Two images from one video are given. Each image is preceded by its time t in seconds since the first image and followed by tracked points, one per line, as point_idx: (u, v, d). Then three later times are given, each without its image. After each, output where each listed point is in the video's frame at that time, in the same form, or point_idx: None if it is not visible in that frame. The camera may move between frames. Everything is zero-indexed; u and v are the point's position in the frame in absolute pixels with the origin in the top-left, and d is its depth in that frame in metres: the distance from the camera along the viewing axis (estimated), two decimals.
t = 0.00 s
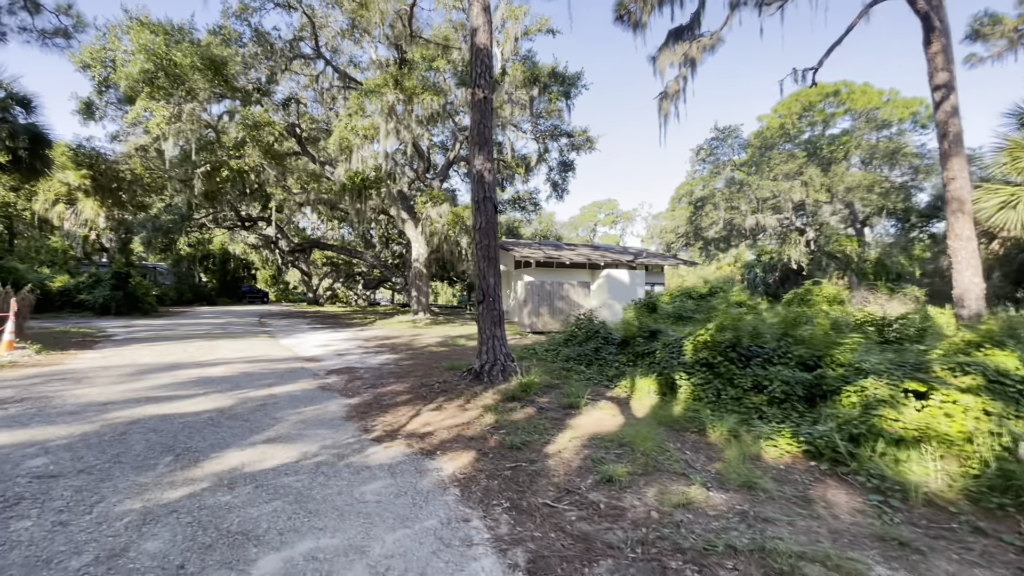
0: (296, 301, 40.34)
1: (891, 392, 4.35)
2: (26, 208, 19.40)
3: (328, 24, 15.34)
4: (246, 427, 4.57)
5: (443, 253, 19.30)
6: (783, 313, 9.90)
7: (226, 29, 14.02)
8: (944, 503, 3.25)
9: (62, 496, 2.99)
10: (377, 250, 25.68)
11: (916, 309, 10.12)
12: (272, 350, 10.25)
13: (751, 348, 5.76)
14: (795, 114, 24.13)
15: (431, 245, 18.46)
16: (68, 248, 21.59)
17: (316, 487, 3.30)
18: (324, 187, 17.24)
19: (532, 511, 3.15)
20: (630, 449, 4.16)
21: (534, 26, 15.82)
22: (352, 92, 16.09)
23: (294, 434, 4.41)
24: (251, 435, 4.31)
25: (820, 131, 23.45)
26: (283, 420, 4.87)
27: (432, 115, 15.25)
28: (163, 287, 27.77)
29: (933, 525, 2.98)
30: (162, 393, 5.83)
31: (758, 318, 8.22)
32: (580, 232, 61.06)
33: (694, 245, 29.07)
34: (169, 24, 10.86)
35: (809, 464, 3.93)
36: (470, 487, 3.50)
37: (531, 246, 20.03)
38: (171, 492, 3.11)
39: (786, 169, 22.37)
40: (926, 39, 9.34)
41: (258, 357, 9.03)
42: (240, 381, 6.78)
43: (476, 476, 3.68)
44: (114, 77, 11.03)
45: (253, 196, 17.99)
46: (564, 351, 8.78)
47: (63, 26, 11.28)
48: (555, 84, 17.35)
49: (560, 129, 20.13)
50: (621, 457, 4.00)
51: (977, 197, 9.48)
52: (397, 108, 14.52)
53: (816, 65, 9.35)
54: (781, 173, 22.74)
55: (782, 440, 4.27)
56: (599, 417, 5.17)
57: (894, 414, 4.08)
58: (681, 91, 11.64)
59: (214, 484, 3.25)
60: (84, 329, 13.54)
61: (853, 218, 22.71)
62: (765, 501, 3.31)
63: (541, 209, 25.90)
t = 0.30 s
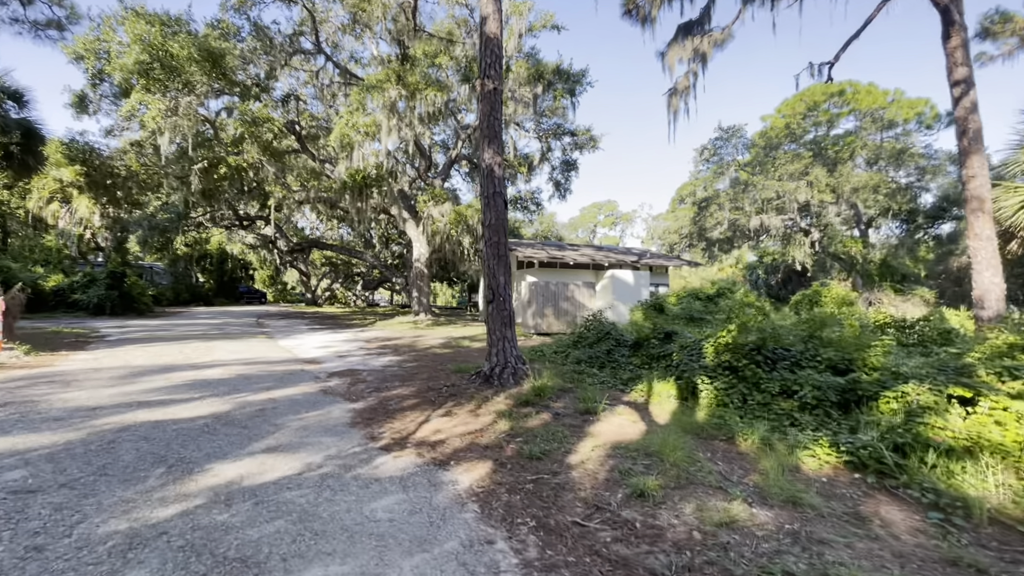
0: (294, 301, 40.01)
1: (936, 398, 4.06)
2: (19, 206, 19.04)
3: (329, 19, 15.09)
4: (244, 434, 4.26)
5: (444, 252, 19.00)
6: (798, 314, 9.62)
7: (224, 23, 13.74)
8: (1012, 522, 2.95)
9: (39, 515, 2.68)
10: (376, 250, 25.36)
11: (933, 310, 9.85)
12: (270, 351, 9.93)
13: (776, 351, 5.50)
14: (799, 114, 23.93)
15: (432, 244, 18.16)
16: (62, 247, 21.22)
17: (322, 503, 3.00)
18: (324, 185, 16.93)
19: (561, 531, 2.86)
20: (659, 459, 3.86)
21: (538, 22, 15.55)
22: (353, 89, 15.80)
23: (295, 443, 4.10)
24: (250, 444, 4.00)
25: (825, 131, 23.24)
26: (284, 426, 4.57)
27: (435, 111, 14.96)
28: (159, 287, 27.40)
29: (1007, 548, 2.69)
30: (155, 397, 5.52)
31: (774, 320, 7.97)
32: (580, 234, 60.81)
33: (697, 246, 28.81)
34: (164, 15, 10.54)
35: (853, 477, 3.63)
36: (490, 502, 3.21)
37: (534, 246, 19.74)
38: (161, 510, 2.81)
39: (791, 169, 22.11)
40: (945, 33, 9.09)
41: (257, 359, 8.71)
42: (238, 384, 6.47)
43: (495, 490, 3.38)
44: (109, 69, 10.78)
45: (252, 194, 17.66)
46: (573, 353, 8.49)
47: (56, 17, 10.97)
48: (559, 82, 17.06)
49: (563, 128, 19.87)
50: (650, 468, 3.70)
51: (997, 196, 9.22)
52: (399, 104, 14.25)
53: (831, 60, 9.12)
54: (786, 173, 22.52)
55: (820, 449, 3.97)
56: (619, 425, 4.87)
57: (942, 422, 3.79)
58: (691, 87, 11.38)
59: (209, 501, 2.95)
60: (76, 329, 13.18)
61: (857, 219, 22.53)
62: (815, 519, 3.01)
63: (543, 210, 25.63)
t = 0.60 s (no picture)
0: (287, 299, 39.52)
1: (979, 408, 3.81)
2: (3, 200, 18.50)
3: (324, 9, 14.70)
4: (236, 447, 3.94)
5: (441, 249, 18.67)
6: (807, 314, 9.40)
7: (216, 13, 13.32)
8: None
9: None
10: (372, 247, 24.95)
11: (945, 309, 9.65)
12: (263, 352, 9.57)
13: (799, 355, 5.26)
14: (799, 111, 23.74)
15: (429, 241, 17.81)
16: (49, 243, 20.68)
17: (323, 532, 2.69)
18: (318, 180, 16.53)
19: (590, 563, 2.56)
20: (687, 475, 3.58)
21: (539, 14, 15.20)
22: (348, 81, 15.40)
23: (292, 457, 3.78)
24: (243, 459, 3.68)
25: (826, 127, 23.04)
26: (279, 438, 4.24)
27: (434, 105, 14.58)
28: (150, 284, 26.88)
29: None
30: (141, 404, 5.17)
31: (786, 320, 7.73)
32: (576, 231, 60.53)
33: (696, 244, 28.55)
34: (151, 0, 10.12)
35: (897, 494, 3.37)
36: (507, 527, 2.91)
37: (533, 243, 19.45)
38: (142, 542, 2.49)
39: (793, 166, 21.88)
40: (961, 25, 8.86)
41: (249, 360, 8.36)
42: (229, 389, 6.13)
43: (512, 512, 3.09)
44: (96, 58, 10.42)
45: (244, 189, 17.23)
46: (579, 354, 8.22)
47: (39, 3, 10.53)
48: (560, 76, 16.70)
49: (563, 123, 19.56)
50: (678, 485, 3.41)
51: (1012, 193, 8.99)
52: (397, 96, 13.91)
53: (845, 52, 8.87)
54: (787, 170, 22.32)
55: (855, 462, 3.72)
56: (636, 434, 4.60)
57: (989, 434, 3.54)
58: (698, 81, 11.09)
59: (196, 531, 2.63)
60: (62, 328, 12.77)
61: (857, 216, 22.40)
62: (868, 546, 2.74)
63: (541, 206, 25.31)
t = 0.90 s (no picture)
0: (282, 298, 39.08)
1: None
2: None
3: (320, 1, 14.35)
4: (224, 457, 3.60)
5: (439, 248, 18.35)
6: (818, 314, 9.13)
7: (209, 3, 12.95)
8: None
9: None
10: (368, 245, 24.57)
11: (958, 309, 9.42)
12: (256, 352, 9.20)
13: (824, 355, 4.96)
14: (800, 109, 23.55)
15: (427, 239, 17.47)
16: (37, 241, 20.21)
17: (320, 557, 2.37)
18: (314, 176, 16.15)
19: None
20: (718, 486, 3.28)
21: (540, 8, 14.90)
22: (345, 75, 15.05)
23: (285, 468, 3.45)
24: (231, 471, 3.35)
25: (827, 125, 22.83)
26: (272, 446, 3.91)
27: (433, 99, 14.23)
28: (142, 284, 26.39)
29: None
30: (123, 408, 4.82)
31: (800, 318, 7.46)
32: (573, 230, 60.30)
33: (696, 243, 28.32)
34: None
35: (950, 509, 3.08)
36: (526, 549, 2.60)
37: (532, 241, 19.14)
38: (112, 572, 2.17)
39: (795, 165, 21.68)
40: (977, 17, 8.64)
41: (242, 360, 8.00)
42: (219, 391, 5.77)
43: (531, 531, 2.78)
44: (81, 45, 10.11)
45: (238, 186, 16.84)
46: (585, 354, 7.91)
47: None
48: (561, 71, 16.30)
49: (563, 120, 19.29)
50: (711, 499, 3.11)
51: None
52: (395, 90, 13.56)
53: (858, 44, 8.65)
54: (789, 169, 22.12)
55: (899, 472, 3.43)
56: (655, 441, 4.30)
57: None
58: (705, 74, 10.83)
59: (175, 557, 2.31)
60: (48, 327, 12.35)
61: (858, 216, 22.28)
62: (933, 571, 2.45)
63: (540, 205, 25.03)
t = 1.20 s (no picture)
0: (280, 299, 38.69)
1: None
2: None
3: None
4: (214, 481, 3.25)
5: (440, 248, 18.00)
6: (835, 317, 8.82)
7: None
8: None
9: None
10: (367, 245, 24.21)
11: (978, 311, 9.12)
12: (253, 356, 8.84)
13: (861, 364, 4.64)
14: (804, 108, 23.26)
15: (428, 239, 17.14)
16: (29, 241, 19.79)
17: None
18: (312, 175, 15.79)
19: None
20: (765, 514, 2.96)
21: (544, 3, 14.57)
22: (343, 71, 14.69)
23: (283, 493, 3.11)
24: (223, 498, 3.00)
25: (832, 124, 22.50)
26: (269, 466, 3.57)
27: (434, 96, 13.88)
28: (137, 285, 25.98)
29: None
30: (107, 422, 4.46)
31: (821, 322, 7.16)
32: (573, 230, 60.03)
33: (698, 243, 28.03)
34: None
35: None
36: None
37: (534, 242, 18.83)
38: None
39: (800, 164, 21.41)
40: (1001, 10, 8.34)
41: (238, 366, 7.64)
42: (212, 401, 5.43)
43: (563, 572, 2.45)
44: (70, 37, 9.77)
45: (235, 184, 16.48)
46: (595, 360, 7.58)
47: None
48: (565, 68, 15.89)
49: (565, 118, 18.97)
50: (760, 531, 2.79)
51: None
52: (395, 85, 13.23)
53: (879, 37, 8.34)
54: (794, 168, 21.84)
55: (962, 496, 3.13)
56: (685, 458, 3.98)
57: None
58: (716, 69, 10.50)
59: None
60: (38, 330, 11.95)
61: (862, 216, 22.06)
62: None
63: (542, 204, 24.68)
